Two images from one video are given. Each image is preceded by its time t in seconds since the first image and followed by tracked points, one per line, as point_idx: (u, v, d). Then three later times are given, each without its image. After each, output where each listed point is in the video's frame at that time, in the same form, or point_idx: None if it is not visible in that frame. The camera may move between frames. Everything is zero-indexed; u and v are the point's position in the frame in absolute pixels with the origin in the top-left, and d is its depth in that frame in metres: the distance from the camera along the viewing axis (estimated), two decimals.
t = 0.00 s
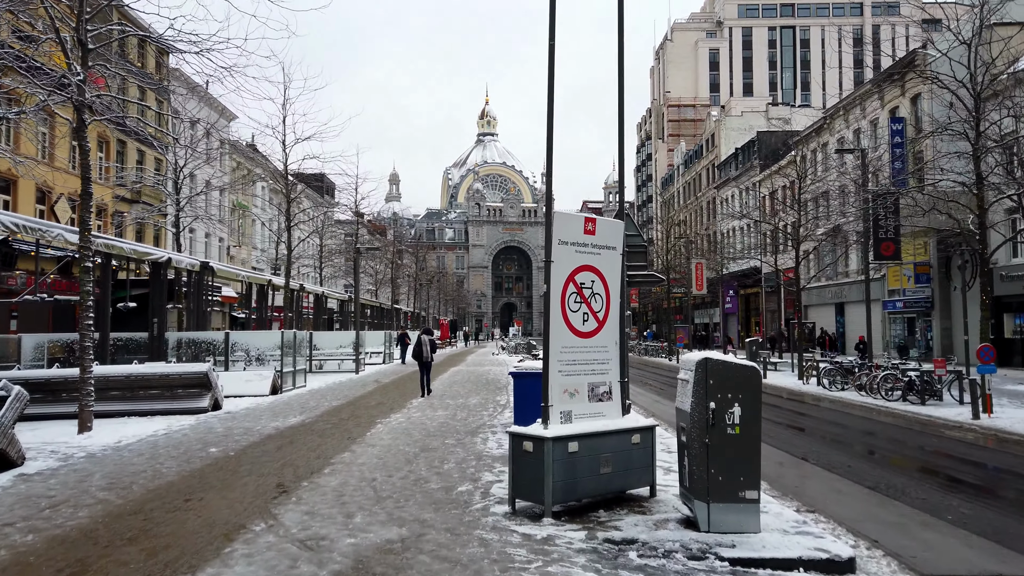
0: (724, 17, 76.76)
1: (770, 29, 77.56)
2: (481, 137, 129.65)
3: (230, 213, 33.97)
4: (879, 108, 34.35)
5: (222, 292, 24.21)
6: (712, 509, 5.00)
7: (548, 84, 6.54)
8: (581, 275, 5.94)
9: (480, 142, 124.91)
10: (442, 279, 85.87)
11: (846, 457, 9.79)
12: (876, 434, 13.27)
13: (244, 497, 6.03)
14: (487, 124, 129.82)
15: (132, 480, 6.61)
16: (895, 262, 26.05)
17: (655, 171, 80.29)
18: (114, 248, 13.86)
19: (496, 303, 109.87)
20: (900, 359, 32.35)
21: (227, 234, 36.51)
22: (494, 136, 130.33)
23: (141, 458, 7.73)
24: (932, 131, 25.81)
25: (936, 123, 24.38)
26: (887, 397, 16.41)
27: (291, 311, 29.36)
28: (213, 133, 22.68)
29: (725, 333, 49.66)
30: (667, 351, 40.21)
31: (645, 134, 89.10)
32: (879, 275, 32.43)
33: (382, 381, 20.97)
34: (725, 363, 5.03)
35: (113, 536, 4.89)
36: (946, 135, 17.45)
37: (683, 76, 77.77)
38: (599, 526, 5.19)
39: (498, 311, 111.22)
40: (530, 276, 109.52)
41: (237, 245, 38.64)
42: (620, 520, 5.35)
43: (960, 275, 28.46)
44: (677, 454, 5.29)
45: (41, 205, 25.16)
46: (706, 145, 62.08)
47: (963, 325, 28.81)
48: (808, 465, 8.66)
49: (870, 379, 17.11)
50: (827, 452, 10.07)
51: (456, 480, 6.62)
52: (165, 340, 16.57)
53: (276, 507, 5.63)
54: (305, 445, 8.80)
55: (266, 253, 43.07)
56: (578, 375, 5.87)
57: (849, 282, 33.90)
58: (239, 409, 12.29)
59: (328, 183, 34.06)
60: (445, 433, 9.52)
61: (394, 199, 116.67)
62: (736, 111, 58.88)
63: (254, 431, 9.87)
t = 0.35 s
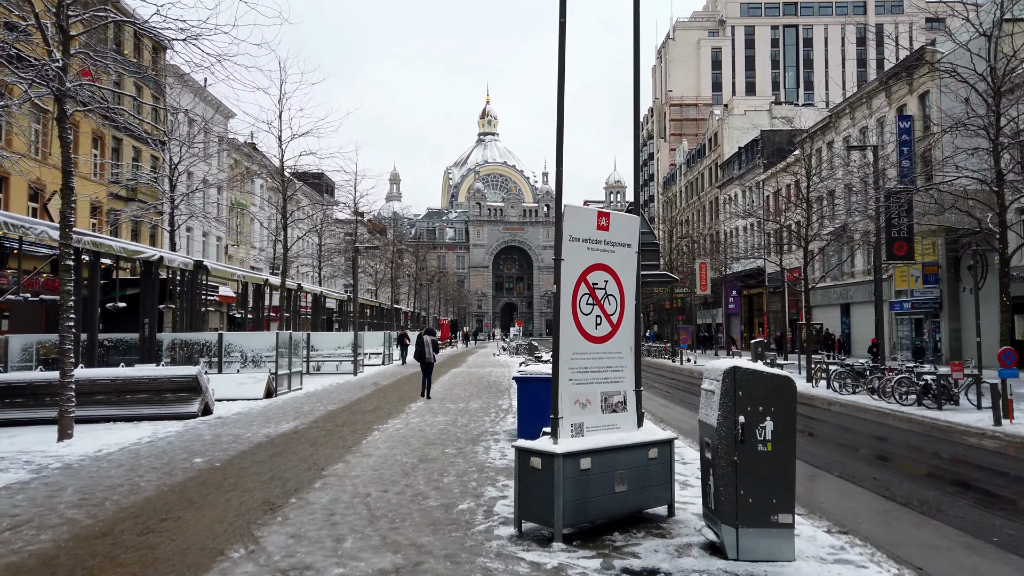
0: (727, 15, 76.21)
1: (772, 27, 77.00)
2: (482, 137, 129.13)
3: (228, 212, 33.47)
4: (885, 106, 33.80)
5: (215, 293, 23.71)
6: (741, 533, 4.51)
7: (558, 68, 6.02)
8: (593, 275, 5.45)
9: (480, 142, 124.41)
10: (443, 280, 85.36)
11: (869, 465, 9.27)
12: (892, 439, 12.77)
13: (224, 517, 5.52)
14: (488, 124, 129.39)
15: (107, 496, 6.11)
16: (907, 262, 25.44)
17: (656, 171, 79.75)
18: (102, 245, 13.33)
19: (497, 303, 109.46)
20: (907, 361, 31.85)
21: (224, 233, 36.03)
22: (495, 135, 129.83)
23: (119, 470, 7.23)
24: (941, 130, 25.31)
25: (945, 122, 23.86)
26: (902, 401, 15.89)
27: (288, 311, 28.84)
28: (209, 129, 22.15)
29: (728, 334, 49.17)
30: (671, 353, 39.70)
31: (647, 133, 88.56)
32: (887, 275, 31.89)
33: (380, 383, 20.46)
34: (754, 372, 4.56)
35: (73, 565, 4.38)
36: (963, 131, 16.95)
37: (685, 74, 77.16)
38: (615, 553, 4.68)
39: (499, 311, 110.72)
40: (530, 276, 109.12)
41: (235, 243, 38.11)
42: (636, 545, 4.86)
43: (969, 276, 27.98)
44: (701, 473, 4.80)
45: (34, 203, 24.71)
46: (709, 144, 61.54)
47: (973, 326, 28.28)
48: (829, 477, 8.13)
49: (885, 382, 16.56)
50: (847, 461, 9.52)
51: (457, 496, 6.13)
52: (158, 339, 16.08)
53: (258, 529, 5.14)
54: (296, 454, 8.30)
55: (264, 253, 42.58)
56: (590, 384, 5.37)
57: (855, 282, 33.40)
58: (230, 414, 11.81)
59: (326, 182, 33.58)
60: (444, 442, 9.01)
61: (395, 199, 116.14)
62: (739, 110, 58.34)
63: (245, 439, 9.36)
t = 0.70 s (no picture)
0: (729, 13, 75.61)
1: (774, 26, 76.40)
2: (483, 137, 128.59)
3: (225, 211, 32.95)
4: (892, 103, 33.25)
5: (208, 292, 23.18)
6: (774, 560, 3.97)
7: (565, 46, 5.51)
8: (604, 270, 4.95)
9: (481, 142, 123.87)
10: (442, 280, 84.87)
11: (891, 472, 8.71)
12: (909, 443, 12.22)
13: (195, 537, 4.99)
14: (489, 124, 128.88)
15: (69, 513, 5.56)
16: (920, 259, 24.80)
17: (658, 170, 79.16)
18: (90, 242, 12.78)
19: (497, 303, 109.10)
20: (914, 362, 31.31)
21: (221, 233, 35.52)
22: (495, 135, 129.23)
23: (89, 481, 6.68)
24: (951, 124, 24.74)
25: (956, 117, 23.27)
26: (916, 404, 15.34)
27: (283, 310, 28.31)
28: (201, 126, 21.58)
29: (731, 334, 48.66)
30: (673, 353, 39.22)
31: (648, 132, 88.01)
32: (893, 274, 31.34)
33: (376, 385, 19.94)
34: (787, 377, 4.04)
35: None
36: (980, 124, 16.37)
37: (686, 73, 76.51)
38: None
39: (499, 312, 110.33)
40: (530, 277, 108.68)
41: (231, 243, 37.57)
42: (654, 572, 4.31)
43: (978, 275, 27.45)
44: (726, 491, 4.28)
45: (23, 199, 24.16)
46: (711, 143, 60.98)
47: (982, 326, 27.73)
48: (853, 486, 7.58)
49: (897, 384, 16.00)
50: (869, 469, 8.95)
51: (453, 513, 5.58)
52: (150, 339, 15.61)
53: (230, 554, 4.59)
54: (282, 463, 7.74)
55: (261, 252, 42.06)
56: (600, 389, 4.85)
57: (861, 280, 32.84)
58: (218, 418, 11.27)
59: (324, 180, 33.05)
60: (440, 449, 8.48)
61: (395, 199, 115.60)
62: (742, 109, 57.75)
63: (229, 446, 8.82)
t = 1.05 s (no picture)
0: (731, 12, 75.06)
1: (777, 25, 75.83)
2: (484, 137, 128.09)
3: (224, 209, 32.47)
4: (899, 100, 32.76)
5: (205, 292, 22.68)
6: None
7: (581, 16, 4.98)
8: (627, 265, 4.45)
9: (481, 142, 123.37)
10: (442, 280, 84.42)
11: (922, 482, 8.20)
12: (931, 449, 11.70)
13: (172, 562, 4.48)
14: (490, 124, 128.37)
15: (38, 531, 5.07)
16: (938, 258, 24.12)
17: (660, 171, 78.64)
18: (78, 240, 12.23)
19: (497, 304, 108.84)
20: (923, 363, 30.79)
21: (219, 232, 35.04)
22: (495, 135, 128.71)
23: (65, 495, 6.19)
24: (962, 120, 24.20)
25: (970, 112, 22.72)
26: (934, 407, 14.83)
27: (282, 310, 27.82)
28: (197, 122, 21.05)
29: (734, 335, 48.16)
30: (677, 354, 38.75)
31: (650, 132, 87.50)
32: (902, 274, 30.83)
33: (376, 387, 19.42)
34: (842, 384, 3.54)
35: None
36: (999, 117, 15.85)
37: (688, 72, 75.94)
38: None
39: (500, 312, 110.03)
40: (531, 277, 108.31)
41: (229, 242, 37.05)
42: None
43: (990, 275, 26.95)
44: (769, 514, 3.78)
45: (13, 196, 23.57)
46: (715, 142, 60.47)
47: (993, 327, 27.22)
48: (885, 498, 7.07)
49: (914, 386, 15.48)
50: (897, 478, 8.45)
51: (460, 532, 5.08)
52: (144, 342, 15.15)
53: None
54: (275, 474, 7.24)
55: (260, 252, 41.57)
56: (623, 398, 4.36)
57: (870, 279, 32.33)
58: (211, 423, 10.78)
59: (323, 179, 32.56)
60: (444, 457, 7.98)
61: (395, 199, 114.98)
62: (745, 107, 57.19)
63: (220, 454, 8.32)
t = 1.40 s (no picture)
0: (733, 13, 74.54)
1: (779, 26, 75.33)
2: (484, 139, 127.57)
3: (221, 209, 31.97)
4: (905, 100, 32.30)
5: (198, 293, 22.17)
6: None
7: None
8: (648, 259, 3.96)
9: (481, 144, 122.89)
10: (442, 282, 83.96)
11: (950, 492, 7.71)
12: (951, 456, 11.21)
13: None
14: (490, 125, 127.82)
15: None
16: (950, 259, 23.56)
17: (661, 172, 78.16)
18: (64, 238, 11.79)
19: (498, 306, 108.99)
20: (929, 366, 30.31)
21: (215, 233, 34.51)
22: (495, 136, 128.19)
23: (31, 511, 5.69)
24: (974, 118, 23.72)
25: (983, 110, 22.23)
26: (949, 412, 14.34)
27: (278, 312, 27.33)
28: (190, 119, 20.51)
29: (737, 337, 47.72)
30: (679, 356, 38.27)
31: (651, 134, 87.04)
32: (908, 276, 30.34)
33: (373, 391, 18.92)
34: (902, 396, 3.07)
35: None
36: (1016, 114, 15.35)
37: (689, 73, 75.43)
38: None
39: (500, 314, 109.91)
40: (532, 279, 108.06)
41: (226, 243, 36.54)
42: None
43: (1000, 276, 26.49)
44: (814, 546, 3.30)
45: None
46: (716, 143, 60.00)
47: (1003, 329, 26.75)
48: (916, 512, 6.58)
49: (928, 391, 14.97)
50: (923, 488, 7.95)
51: (460, 557, 4.59)
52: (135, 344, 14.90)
53: None
54: (261, 487, 6.72)
55: (257, 254, 41.07)
56: (644, 410, 3.87)
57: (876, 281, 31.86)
58: (198, 430, 10.27)
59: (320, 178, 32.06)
60: (443, 468, 7.48)
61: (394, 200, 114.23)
62: (747, 108, 56.69)
63: (205, 464, 7.82)
